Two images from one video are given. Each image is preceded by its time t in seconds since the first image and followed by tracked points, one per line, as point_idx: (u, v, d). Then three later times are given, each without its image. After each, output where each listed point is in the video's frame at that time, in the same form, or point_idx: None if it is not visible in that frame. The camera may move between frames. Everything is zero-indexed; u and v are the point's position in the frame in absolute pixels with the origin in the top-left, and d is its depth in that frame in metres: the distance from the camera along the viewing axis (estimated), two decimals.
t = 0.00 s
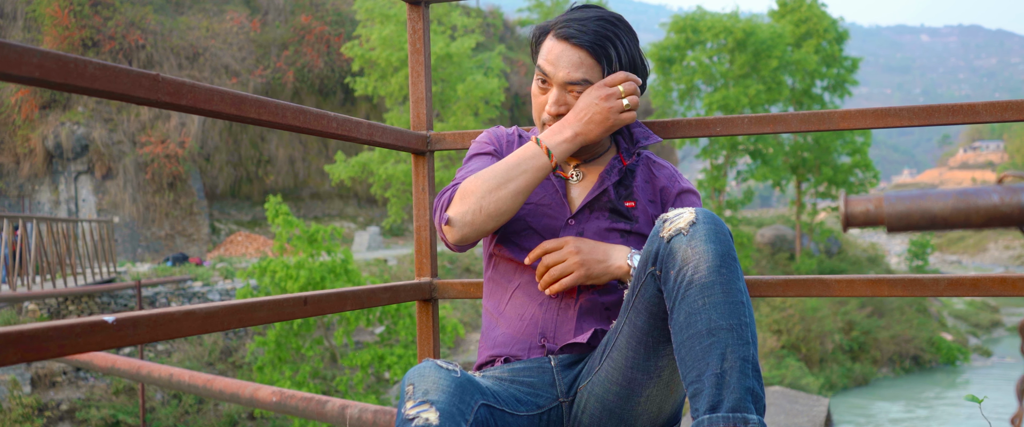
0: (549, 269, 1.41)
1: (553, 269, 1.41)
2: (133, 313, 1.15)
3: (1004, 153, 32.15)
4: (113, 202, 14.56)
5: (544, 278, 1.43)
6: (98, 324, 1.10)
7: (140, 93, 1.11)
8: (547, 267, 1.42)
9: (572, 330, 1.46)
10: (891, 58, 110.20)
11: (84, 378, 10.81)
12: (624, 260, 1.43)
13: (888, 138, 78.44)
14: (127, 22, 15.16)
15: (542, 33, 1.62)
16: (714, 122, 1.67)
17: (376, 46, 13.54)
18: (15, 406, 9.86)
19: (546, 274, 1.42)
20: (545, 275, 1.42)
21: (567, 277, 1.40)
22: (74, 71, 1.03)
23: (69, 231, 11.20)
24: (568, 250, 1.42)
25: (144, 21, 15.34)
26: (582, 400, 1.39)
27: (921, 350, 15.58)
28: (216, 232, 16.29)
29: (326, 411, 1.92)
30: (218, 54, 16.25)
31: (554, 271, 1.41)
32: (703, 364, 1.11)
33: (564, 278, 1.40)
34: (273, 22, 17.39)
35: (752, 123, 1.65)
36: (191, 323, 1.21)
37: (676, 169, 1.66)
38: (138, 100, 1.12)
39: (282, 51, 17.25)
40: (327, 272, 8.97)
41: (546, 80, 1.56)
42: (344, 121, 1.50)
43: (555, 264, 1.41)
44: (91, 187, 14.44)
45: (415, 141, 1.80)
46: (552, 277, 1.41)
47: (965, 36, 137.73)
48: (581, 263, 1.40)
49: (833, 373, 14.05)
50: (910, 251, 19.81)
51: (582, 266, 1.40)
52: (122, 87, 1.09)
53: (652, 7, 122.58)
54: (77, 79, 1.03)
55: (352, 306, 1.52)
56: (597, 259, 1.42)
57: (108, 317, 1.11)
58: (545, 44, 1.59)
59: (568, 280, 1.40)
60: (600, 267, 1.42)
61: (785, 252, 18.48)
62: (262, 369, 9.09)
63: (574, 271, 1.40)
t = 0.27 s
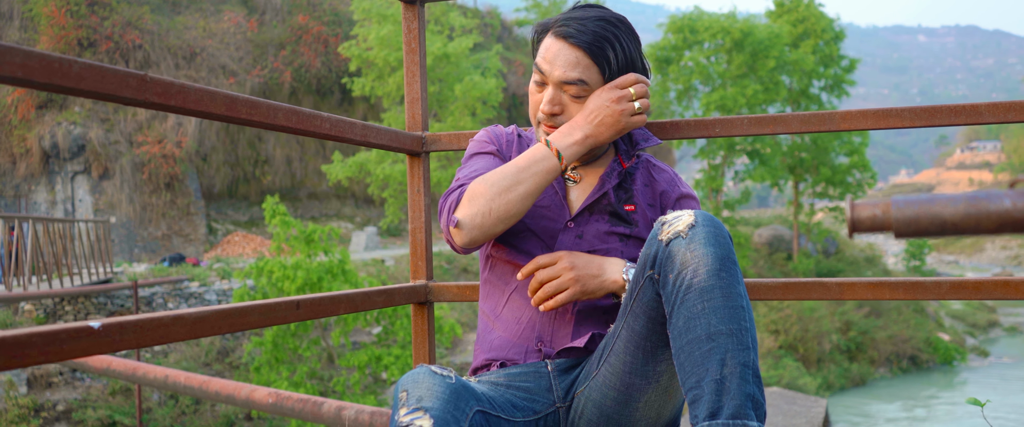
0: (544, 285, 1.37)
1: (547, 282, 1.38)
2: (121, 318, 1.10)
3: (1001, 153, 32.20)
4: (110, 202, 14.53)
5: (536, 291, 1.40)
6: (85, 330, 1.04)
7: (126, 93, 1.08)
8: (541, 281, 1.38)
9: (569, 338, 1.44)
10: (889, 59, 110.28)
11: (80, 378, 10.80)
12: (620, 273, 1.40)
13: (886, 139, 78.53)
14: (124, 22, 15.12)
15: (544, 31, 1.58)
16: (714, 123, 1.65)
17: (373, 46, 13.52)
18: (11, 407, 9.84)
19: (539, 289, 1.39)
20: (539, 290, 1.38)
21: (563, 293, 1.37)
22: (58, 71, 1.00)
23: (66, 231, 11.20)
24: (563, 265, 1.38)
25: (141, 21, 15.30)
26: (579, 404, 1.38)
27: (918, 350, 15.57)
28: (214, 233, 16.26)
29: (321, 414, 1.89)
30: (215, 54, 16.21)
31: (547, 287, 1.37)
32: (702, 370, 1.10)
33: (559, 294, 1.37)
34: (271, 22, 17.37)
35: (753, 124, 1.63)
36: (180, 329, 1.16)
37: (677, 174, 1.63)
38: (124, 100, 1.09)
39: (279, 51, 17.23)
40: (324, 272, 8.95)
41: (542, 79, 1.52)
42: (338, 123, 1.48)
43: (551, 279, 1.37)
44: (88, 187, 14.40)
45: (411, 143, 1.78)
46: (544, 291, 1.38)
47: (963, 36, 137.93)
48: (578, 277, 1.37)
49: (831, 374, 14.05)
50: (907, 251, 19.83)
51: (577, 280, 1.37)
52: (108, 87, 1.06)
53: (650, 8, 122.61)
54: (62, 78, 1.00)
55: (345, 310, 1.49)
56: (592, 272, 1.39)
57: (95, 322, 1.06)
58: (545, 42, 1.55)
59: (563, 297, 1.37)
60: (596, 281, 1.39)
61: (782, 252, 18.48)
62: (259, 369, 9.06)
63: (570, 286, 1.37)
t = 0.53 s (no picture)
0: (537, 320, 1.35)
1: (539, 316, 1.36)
2: (107, 326, 1.12)
3: (997, 153, 32.24)
4: (106, 202, 14.50)
5: (525, 326, 1.38)
6: (72, 338, 1.07)
7: (113, 95, 1.08)
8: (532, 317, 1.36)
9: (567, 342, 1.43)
10: (885, 59, 110.42)
11: (76, 379, 10.77)
12: (612, 294, 1.39)
13: (882, 139, 78.60)
14: (120, 21, 15.08)
15: (538, 34, 1.57)
16: (714, 125, 1.64)
17: (370, 47, 13.51)
18: (7, 407, 9.82)
19: (532, 322, 1.36)
20: (531, 324, 1.36)
21: (558, 326, 1.35)
22: (43, 72, 1.00)
23: (62, 232, 11.18)
24: (551, 300, 1.36)
25: (138, 20, 15.27)
26: (577, 411, 1.37)
27: (914, 350, 15.59)
28: (210, 233, 16.24)
29: (317, 415, 1.89)
30: (211, 55, 16.19)
31: (541, 322, 1.35)
32: (703, 378, 1.10)
33: (555, 329, 1.35)
34: (268, 22, 17.35)
35: (754, 126, 1.62)
36: (168, 336, 1.18)
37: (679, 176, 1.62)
38: (111, 102, 1.09)
39: (275, 51, 17.21)
40: (321, 272, 8.94)
41: (542, 82, 1.50)
42: (331, 125, 1.48)
43: (541, 317, 1.35)
44: (84, 187, 14.38)
45: (405, 145, 1.79)
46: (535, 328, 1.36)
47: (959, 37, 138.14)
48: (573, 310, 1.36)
49: (827, 374, 14.06)
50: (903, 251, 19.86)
51: (571, 312, 1.36)
52: (95, 87, 1.06)
53: (647, 8, 122.70)
54: (46, 79, 1.00)
55: (339, 315, 1.48)
56: (585, 301, 1.37)
57: (80, 330, 1.09)
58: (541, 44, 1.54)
59: (557, 331, 1.35)
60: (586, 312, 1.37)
61: (779, 252, 18.49)
62: (255, 370, 9.05)
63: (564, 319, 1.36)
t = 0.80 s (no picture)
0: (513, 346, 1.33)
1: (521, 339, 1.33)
2: (98, 332, 1.11)
3: (992, 154, 32.32)
4: (102, 202, 14.48)
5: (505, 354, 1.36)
6: (58, 344, 1.06)
7: (103, 97, 1.06)
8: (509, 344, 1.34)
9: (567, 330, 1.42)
10: (881, 59, 110.53)
11: (71, 380, 10.74)
12: (584, 304, 1.36)
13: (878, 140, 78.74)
14: (116, 21, 15.03)
15: (544, 31, 1.56)
16: (714, 127, 1.63)
17: (365, 46, 13.50)
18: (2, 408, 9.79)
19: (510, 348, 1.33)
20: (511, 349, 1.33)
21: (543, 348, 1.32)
22: (31, 74, 0.99)
23: (58, 232, 11.16)
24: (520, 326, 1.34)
25: (133, 20, 15.23)
26: (578, 416, 1.36)
27: (910, 350, 15.61)
28: (206, 233, 16.21)
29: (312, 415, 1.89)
30: (207, 54, 16.16)
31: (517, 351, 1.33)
32: (708, 384, 1.09)
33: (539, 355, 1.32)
34: (263, 22, 17.33)
35: (753, 128, 1.62)
36: (158, 344, 1.17)
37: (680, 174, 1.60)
38: (103, 105, 1.08)
39: (271, 51, 17.21)
40: (316, 273, 8.93)
41: (557, 81, 1.49)
42: (326, 126, 1.47)
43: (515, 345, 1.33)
44: (79, 187, 14.36)
45: (401, 147, 1.78)
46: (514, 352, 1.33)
47: (955, 37, 138.42)
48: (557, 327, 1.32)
49: (823, 374, 14.07)
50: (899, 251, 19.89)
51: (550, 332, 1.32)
52: (83, 90, 1.04)
53: (643, 9, 122.81)
54: (32, 81, 0.99)
55: (334, 319, 1.47)
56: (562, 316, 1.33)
57: (68, 338, 1.07)
58: (550, 42, 1.53)
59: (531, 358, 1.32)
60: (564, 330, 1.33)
61: (775, 252, 18.50)
62: (251, 370, 9.02)
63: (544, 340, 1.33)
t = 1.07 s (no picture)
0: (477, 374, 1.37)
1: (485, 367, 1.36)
2: (83, 341, 1.03)
3: (985, 154, 32.43)
4: (96, 202, 14.46)
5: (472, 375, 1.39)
6: (45, 355, 0.97)
7: (89, 100, 1.02)
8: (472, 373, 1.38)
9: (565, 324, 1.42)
10: (874, 59, 110.74)
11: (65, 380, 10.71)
12: (538, 325, 1.37)
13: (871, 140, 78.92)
14: (110, 21, 14.96)
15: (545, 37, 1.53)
16: (713, 130, 1.63)
17: (360, 47, 13.49)
18: None
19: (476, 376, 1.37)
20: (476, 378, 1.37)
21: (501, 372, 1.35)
22: (12, 77, 0.93)
23: (51, 232, 11.14)
24: (483, 350, 1.37)
25: (127, 20, 15.18)
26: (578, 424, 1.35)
27: (904, 350, 15.64)
28: (200, 233, 16.18)
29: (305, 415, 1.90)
30: (201, 54, 16.13)
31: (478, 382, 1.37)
32: (702, 393, 1.08)
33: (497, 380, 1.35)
34: (258, 21, 17.29)
35: (751, 131, 1.60)
36: (148, 350, 1.09)
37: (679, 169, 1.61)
38: (89, 108, 1.04)
39: (265, 51, 17.19)
40: (311, 273, 8.92)
41: (559, 86, 1.47)
42: (319, 129, 1.45)
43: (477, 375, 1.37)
44: (73, 187, 14.31)
45: (396, 149, 1.76)
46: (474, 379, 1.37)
47: (948, 38, 138.79)
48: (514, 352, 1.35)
49: (817, 374, 14.09)
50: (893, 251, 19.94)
51: (504, 357, 1.35)
52: (69, 94, 0.99)
53: (637, 9, 122.96)
54: (17, 85, 0.93)
55: (328, 325, 1.42)
56: (517, 344, 1.36)
57: (54, 347, 0.99)
58: (552, 46, 1.51)
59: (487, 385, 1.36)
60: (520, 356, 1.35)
61: (769, 253, 18.51)
62: (245, 371, 9.00)
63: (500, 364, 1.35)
